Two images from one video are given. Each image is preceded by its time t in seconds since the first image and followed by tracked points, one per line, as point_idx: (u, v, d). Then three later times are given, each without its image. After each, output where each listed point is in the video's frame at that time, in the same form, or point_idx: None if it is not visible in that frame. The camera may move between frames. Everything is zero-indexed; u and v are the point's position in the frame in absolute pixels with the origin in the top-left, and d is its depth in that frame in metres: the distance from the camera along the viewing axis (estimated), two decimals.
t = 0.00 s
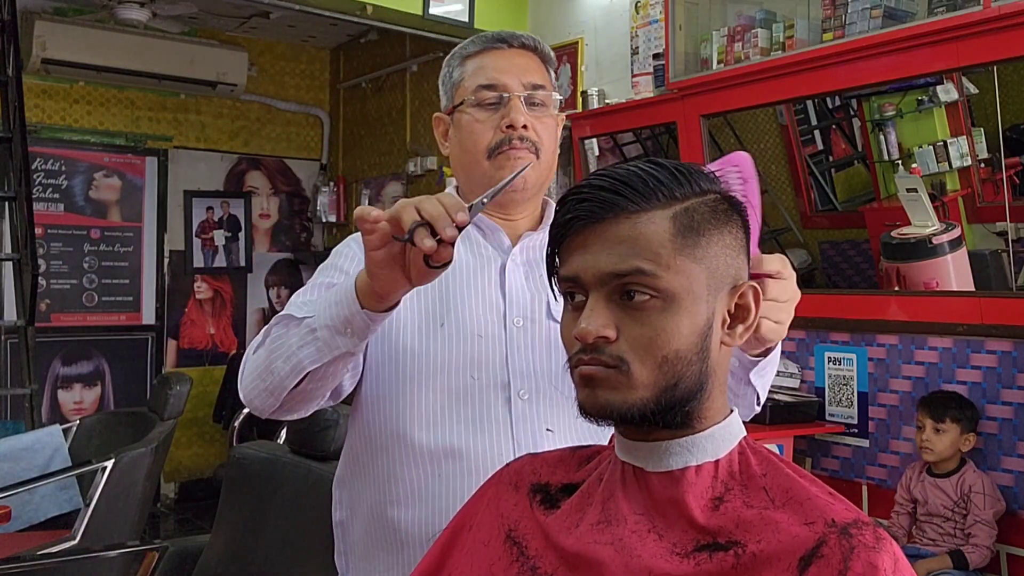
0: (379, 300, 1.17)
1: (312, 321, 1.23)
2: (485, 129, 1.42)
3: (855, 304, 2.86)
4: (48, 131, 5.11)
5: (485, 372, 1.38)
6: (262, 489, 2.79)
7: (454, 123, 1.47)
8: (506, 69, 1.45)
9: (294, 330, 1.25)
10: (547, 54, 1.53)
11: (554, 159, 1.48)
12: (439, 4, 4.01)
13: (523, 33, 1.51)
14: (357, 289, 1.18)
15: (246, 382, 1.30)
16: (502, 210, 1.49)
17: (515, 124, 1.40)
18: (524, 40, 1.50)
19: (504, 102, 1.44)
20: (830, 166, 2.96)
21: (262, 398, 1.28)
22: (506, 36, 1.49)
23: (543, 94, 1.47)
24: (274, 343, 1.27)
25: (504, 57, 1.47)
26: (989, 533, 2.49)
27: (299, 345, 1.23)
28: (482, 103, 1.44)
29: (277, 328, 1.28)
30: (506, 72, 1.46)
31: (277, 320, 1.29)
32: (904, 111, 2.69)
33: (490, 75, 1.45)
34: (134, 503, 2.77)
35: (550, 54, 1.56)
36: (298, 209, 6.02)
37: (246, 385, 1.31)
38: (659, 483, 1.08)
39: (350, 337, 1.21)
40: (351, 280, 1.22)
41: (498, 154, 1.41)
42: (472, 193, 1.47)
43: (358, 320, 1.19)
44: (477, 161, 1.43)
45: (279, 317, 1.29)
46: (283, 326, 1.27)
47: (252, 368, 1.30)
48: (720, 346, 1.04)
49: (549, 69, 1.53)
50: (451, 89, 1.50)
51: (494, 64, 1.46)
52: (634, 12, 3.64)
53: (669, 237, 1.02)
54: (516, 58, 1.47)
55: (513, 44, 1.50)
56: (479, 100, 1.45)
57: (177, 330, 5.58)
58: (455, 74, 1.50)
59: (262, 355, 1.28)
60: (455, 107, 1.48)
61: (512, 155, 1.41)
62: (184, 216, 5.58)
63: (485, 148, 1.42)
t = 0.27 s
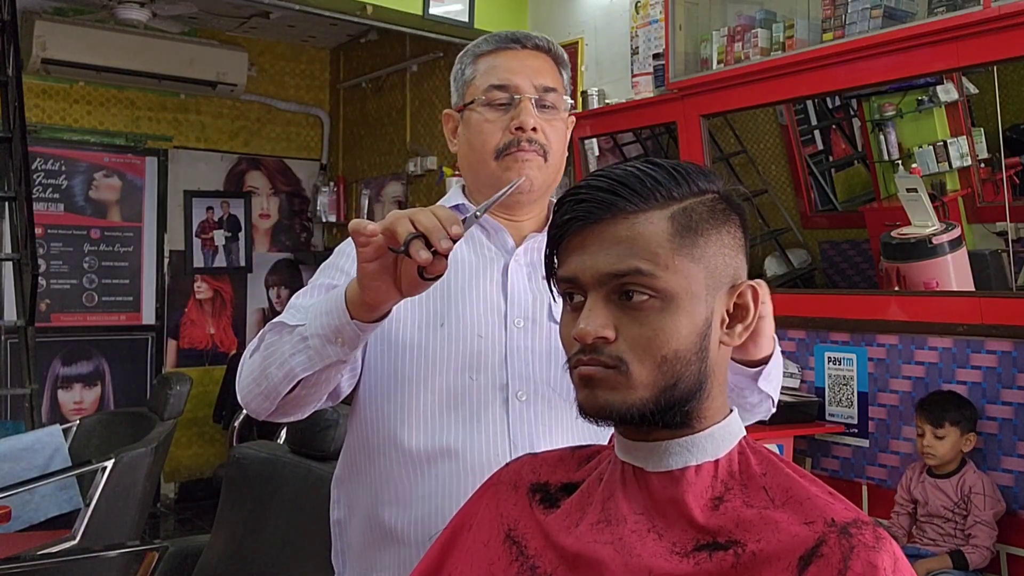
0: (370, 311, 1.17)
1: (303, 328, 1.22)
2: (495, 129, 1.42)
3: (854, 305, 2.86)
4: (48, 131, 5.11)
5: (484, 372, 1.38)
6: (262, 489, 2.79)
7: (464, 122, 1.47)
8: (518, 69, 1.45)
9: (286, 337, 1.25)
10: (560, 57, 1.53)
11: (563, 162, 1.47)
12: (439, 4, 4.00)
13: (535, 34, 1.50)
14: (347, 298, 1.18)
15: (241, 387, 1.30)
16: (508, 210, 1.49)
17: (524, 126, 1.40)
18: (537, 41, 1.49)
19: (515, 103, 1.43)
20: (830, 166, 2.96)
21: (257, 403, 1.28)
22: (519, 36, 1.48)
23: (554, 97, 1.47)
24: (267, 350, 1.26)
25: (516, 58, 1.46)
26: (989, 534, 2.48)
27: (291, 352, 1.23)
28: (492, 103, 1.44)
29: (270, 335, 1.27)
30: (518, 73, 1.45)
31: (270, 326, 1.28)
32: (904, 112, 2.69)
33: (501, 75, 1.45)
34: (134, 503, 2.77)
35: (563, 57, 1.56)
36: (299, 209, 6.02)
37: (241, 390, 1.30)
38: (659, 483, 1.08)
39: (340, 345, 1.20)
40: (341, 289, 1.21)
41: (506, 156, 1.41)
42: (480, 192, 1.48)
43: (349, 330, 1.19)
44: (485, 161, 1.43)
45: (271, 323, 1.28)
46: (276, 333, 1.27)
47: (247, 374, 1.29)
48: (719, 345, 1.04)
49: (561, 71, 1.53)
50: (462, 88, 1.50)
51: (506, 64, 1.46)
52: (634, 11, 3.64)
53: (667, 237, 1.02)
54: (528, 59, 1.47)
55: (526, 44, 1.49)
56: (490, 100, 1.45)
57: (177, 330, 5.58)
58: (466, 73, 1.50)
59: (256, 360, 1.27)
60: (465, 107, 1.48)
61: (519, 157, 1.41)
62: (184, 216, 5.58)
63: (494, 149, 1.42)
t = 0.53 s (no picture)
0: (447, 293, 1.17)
1: (371, 298, 1.21)
2: (502, 129, 1.42)
3: (854, 305, 2.86)
4: (47, 131, 5.11)
5: (489, 371, 1.38)
6: (263, 489, 2.79)
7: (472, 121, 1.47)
8: (526, 70, 1.45)
9: (349, 303, 1.24)
10: (569, 59, 1.53)
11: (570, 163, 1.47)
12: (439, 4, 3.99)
13: (544, 35, 1.50)
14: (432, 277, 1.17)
15: (285, 345, 1.29)
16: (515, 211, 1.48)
17: (532, 126, 1.40)
18: (545, 42, 1.49)
19: (522, 104, 1.43)
20: (830, 167, 2.95)
21: (300, 362, 1.27)
22: (528, 37, 1.48)
23: (561, 98, 1.46)
24: (325, 312, 1.25)
25: (525, 58, 1.47)
26: (989, 534, 2.48)
27: (352, 319, 1.22)
28: (500, 104, 1.44)
29: (332, 298, 1.27)
30: (526, 73, 1.46)
31: (333, 288, 1.27)
32: (904, 112, 2.69)
33: (509, 76, 1.45)
34: (134, 503, 2.77)
35: (572, 58, 1.56)
36: (298, 209, 6.03)
37: (283, 346, 1.29)
38: (659, 483, 1.08)
39: (410, 323, 1.19)
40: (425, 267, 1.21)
41: (513, 156, 1.41)
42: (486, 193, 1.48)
43: (423, 308, 1.18)
44: (491, 161, 1.43)
45: (333, 287, 1.27)
46: (338, 297, 1.26)
47: (293, 331, 1.28)
48: (720, 345, 1.04)
49: (569, 73, 1.53)
50: (471, 88, 1.50)
51: (514, 65, 1.46)
52: (634, 11, 3.65)
53: (668, 238, 1.02)
54: (537, 59, 1.47)
55: (534, 45, 1.49)
56: (497, 100, 1.45)
57: (177, 330, 5.58)
58: (474, 74, 1.50)
59: (310, 321, 1.26)
60: (473, 107, 1.48)
61: (526, 157, 1.40)
62: (184, 216, 5.58)
63: (501, 148, 1.41)
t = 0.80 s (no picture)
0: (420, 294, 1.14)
1: (348, 297, 1.21)
2: (506, 128, 1.42)
3: (855, 305, 2.86)
4: (47, 131, 5.11)
5: (492, 370, 1.37)
6: (263, 489, 2.79)
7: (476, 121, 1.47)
8: (531, 69, 1.46)
9: (328, 301, 1.23)
10: (573, 60, 1.54)
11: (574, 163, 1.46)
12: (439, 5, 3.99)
13: (548, 36, 1.51)
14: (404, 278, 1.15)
15: (266, 342, 1.29)
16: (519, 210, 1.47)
17: (535, 124, 1.39)
18: (549, 43, 1.50)
19: (526, 103, 1.43)
20: (830, 167, 2.94)
21: (278, 359, 1.27)
22: (532, 38, 1.49)
23: (566, 98, 1.46)
24: (305, 310, 1.25)
25: (529, 59, 1.47)
26: (989, 534, 2.48)
27: (329, 317, 1.21)
28: (504, 103, 1.44)
29: (310, 296, 1.27)
30: (530, 73, 1.46)
31: (315, 288, 1.27)
32: (904, 112, 2.69)
33: (513, 75, 1.45)
34: (134, 503, 2.77)
35: (576, 59, 1.57)
36: (298, 208, 6.03)
37: (264, 343, 1.29)
38: (659, 483, 1.08)
39: (383, 323, 1.18)
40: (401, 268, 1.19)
41: (517, 154, 1.40)
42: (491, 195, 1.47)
43: (397, 308, 1.16)
44: (495, 160, 1.42)
45: (314, 286, 1.27)
46: (318, 296, 1.25)
47: (274, 328, 1.28)
48: (721, 346, 1.04)
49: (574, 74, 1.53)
50: (475, 89, 1.51)
51: (518, 65, 1.46)
52: (634, 11, 3.65)
53: (670, 239, 1.02)
54: (541, 59, 1.48)
55: (538, 46, 1.50)
56: (501, 99, 1.45)
57: (177, 330, 5.57)
58: (479, 75, 1.50)
59: (290, 318, 1.26)
60: (477, 107, 1.48)
61: (530, 155, 1.39)
62: (184, 216, 5.58)
63: (505, 147, 1.41)
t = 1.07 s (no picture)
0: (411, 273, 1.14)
1: (343, 286, 1.21)
2: (502, 128, 1.41)
3: (854, 305, 2.86)
4: (47, 131, 5.11)
5: (491, 368, 1.37)
6: (263, 489, 2.79)
7: (473, 122, 1.46)
8: (526, 69, 1.46)
9: (324, 294, 1.24)
10: (568, 59, 1.54)
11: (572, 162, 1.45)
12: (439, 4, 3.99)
13: (543, 36, 1.52)
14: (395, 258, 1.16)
15: (264, 342, 1.29)
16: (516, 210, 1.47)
17: (532, 124, 1.39)
18: (544, 42, 1.51)
19: (522, 103, 1.43)
20: (830, 166, 2.96)
21: (276, 357, 1.27)
22: (527, 38, 1.50)
23: (562, 97, 1.46)
24: (303, 305, 1.25)
25: (525, 58, 1.47)
26: (989, 533, 2.48)
27: (325, 308, 1.22)
28: (500, 103, 1.44)
29: (307, 290, 1.28)
30: (526, 73, 1.46)
31: (314, 283, 1.28)
32: (904, 112, 2.69)
33: (509, 75, 1.45)
34: (134, 503, 2.77)
35: (571, 59, 1.57)
36: (299, 209, 6.02)
37: (263, 343, 1.29)
38: (659, 483, 1.08)
39: (376, 306, 1.18)
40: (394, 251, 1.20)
41: (514, 154, 1.39)
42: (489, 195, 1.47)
43: (389, 290, 1.16)
44: (492, 160, 1.41)
45: (313, 280, 1.28)
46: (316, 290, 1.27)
47: (272, 327, 1.28)
48: (720, 346, 1.04)
49: (568, 73, 1.54)
50: (471, 90, 1.51)
51: (513, 65, 1.46)
52: (634, 11, 3.64)
53: (669, 239, 1.02)
54: (536, 59, 1.48)
55: (534, 45, 1.50)
56: (497, 99, 1.45)
57: (177, 330, 5.57)
58: (474, 75, 1.50)
59: (288, 314, 1.27)
60: (473, 107, 1.48)
61: (527, 154, 1.38)
62: (184, 216, 5.58)
63: (502, 147, 1.40)
